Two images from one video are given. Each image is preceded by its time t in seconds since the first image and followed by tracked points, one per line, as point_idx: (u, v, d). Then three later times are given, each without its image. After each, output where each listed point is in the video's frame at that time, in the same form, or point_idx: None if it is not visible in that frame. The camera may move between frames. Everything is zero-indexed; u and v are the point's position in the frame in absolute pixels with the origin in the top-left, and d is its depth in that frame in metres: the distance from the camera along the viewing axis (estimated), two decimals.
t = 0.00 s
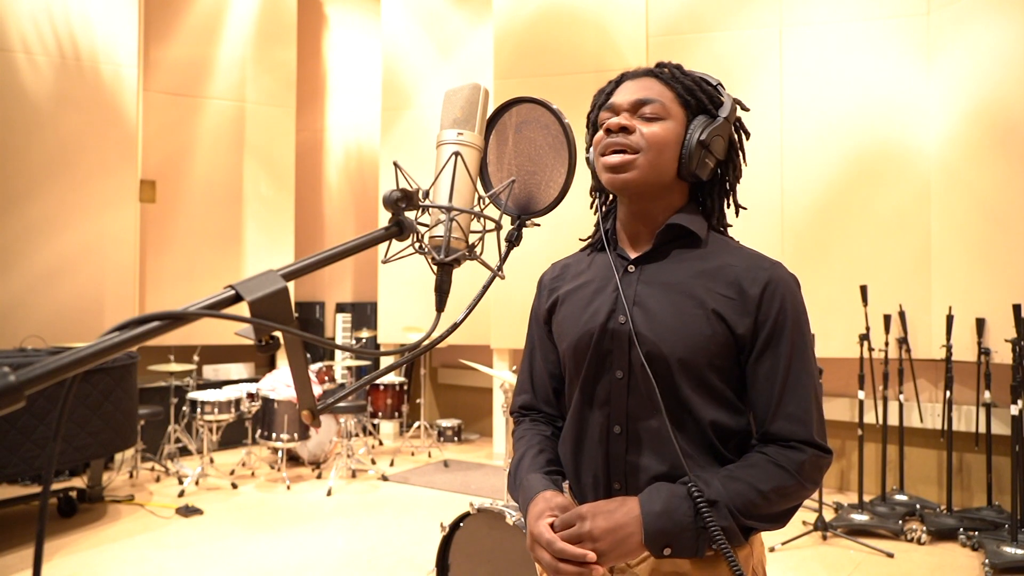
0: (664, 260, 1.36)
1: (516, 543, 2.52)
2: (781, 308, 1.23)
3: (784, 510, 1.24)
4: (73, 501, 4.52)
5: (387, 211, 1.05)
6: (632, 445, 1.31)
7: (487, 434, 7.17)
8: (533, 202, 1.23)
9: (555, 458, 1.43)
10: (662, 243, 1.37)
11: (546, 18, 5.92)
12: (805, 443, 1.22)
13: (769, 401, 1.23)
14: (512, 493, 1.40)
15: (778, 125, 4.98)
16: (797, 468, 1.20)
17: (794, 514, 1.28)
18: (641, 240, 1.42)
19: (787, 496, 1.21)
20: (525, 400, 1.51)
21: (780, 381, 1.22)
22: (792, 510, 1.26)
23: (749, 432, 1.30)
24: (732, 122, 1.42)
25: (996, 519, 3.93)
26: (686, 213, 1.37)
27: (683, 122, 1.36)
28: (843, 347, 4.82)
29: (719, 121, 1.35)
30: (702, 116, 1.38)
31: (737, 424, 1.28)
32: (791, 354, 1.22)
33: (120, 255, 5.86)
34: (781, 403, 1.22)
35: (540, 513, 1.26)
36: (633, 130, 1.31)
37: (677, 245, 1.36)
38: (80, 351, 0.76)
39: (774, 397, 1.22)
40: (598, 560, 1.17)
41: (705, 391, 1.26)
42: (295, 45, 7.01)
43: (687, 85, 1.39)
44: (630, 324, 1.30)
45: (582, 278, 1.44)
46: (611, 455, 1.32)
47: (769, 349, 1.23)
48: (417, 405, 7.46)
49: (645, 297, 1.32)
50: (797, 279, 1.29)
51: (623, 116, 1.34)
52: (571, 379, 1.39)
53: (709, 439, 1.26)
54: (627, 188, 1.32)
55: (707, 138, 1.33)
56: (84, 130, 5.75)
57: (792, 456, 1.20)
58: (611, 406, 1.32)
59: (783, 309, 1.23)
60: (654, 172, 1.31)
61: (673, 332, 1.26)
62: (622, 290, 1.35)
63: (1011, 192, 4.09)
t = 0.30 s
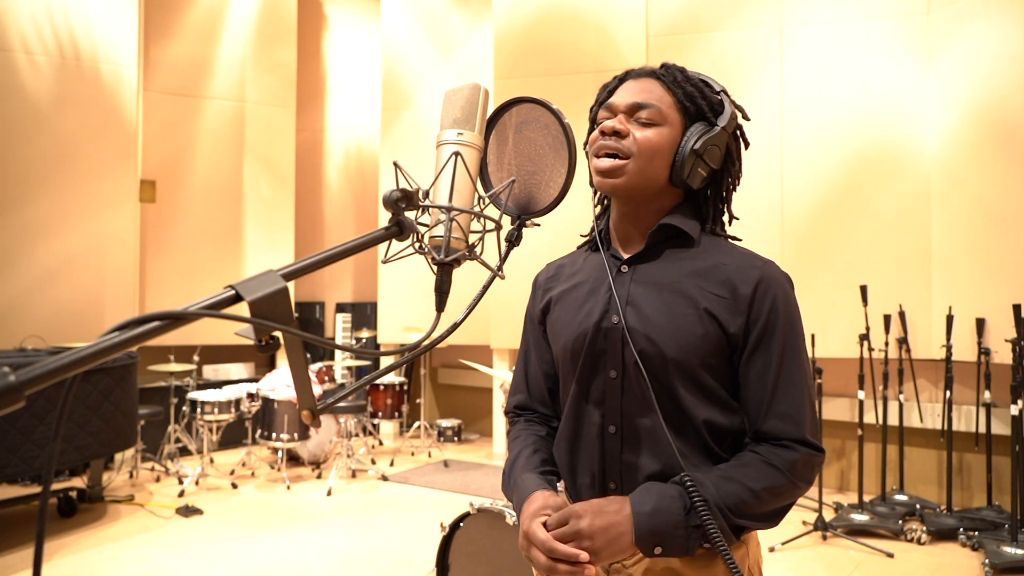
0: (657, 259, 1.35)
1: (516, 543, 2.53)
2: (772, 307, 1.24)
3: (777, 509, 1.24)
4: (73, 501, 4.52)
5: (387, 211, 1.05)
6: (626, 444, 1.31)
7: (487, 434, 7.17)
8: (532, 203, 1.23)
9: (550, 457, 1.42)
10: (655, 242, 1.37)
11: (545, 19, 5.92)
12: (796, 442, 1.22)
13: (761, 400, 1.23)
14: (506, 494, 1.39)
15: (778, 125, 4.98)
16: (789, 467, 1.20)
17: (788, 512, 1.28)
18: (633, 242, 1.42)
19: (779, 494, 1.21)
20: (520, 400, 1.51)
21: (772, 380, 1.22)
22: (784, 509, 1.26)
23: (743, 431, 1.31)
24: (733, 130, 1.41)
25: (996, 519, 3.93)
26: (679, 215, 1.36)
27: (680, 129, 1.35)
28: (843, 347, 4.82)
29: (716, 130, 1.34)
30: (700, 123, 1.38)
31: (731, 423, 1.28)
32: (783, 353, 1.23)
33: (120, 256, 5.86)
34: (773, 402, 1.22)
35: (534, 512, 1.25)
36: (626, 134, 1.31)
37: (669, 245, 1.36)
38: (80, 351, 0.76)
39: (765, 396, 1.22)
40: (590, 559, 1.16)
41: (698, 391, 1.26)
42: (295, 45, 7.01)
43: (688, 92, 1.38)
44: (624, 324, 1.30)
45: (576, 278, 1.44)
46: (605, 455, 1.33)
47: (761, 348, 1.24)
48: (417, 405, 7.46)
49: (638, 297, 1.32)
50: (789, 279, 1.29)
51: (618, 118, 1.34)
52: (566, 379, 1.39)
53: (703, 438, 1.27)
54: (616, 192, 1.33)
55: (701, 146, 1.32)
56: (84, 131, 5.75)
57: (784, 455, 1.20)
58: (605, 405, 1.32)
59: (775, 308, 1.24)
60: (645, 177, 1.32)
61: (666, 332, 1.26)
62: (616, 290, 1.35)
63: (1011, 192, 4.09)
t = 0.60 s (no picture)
0: (655, 259, 1.35)
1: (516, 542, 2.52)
2: (768, 305, 1.24)
3: (771, 506, 1.24)
4: (73, 501, 4.52)
5: (387, 211, 1.05)
6: (623, 442, 1.31)
7: (487, 434, 7.17)
8: (533, 203, 1.23)
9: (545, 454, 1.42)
10: (654, 242, 1.37)
11: (545, 19, 5.92)
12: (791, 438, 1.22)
13: (756, 397, 1.23)
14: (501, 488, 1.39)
15: (778, 125, 4.98)
16: (783, 463, 1.20)
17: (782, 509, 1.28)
18: (631, 241, 1.42)
19: (774, 491, 1.20)
20: (516, 398, 1.51)
21: (766, 377, 1.22)
22: (779, 506, 1.26)
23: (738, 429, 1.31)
24: (734, 138, 1.43)
25: (996, 519, 3.93)
26: (680, 217, 1.37)
27: (685, 135, 1.36)
28: (843, 348, 4.81)
29: (721, 138, 1.35)
30: (704, 130, 1.39)
31: (728, 421, 1.28)
32: (779, 350, 1.23)
33: (120, 256, 5.86)
34: (768, 399, 1.22)
35: (529, 501, 1.25)
36: (634, 137, 1.31)
37: (667, 245, 1.37)
38: (80, 351, 0.76)
39: (760, 393, 1.23)
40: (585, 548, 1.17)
41: (694, 389, 1.26)
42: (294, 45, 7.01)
43: (695, 98, 1.39)
44: (621, 323, 1.30)
45: (574, 277, 1.44)
46: (601, 453, 1.33)
47: (756, 345, 1.24)
48: (417, 405, 7.46)
49: (636, 296, 1.32)
50: (785, 277, 1.29)
51: (626, 121, 1.33)
52: (563, 378, 1.39)
53: (699, 436, 1.27)
54: (620, 195, 1.33)
55: (706, 154, 1.33)
56: (84, 131, 5.75)
57: (778, 450, 1.20)
58: (602, 404, 1.32)
59: (770, 305, 1.24)
60: (649, 182, 1.32)
61: (663, 330, 1.26)
62: (613, 288, 1.36)
63: (1011, 192, 4.09)
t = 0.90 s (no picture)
0: (656, 259, 1.35)
1: (516, 543, 2.52)
2: (770, 304, 1.24)
3: (773, 504, 1.24)
4: (73, 501, 4.52)
5: (387, 211, 1.05)
6: (626, 442, 1.31)
7: (487, 434, 7.17)
8: (532, 203, 1.23)
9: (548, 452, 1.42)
10: (654, 243, 1.37)
11: (545, 19, 5.92)
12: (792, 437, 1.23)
13: (758, 396, 1.23)
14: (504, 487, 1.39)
15: (778, 125, 4.98)
16: (785, 461, 1.20)
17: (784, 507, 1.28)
18: (633, 242, 1.42)
19: (776, 489, 1.20)
20: (517, 396, 1.51)
21: (768, 377, 1.22)
22: (781, 503, 1.26)
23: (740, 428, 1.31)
24: (736, 139, 1.42)
25: (996, 519, 3.93)
26: (682, 217, 1.37)
27: (687, 136, 1.36)
28: (843, 348, 4.81)
29: (722, 139, 1.35)
30: (706, 132, 1.39)
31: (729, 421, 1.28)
32: (780, 349, 1.23)
33: (119, 255, 5.86)
34: (769, 399, 1.22)
35: (532, 501, 1.25)
36: (636, 138, 1.31)
37: (669, 245, 1.36)
38: (80, 351, 0.76)
39: (762, 393, 1.23)
40: (588, 548, 1.17)
41: (696, 388, 1.26)
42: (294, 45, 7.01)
43: (697, 99, 1.39)
44: (623, 323, 1.30)
45: (575, 277, 1.44)
46: (603, 453, 1.32)
47: (758, 345, 1.24)
48: (417, 405, 7.46)
49: (638, 296, 1.32)
50: (787, 277, 1.29)
51: (628, 122, 1.33)
52: (565, 378, 1.39)
53: (701, 436, 1.27)
54: (621, 196, 1.33)
55: (707, 155, 1.33)
56: (84, 131, 5.75)
57: (780, 449, 1.20)
58: (604, 404, 1.32)
59: (772, 306, 1.24)
60: (650, 183, 1.32)
61: (665, 330, 1.26)
62: (615, 289, 1.36)
63: (1011, 192, 4.09)
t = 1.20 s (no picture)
0: (659, 260, 1.35)
1: (516, 543, 2.52)
2: (771, 306, 1.24)
3: (774, 503, 1.24)
4: (73, 501, 4.52)
5: (387, 211, 1.05)
6: (628, 441, 1.30)
7: (487, 434, 7.17)
8: (533, 203, 1.23)
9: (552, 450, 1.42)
10: (655, 244, 1.37)
11: (545, 19, 5.92)
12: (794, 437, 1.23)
13: (759, 397, 1.23)
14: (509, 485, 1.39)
15: (778, 125, 4.98)
16: (786, 461, 1.20)
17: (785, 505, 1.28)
18: (635, 242, 1.42)
19: (777, 488, 1.21)
20: (522, 395, 1.51)
21: (770, 377, 1.22)
22: (782, 503, 1.26)
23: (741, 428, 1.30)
24: (740, 143, 1.42)
25: (996, 519, 3.93)
26: (683, 218, 1.37)
27: (691, 138, 1.36)
28: (843, 348, 4.81)
29: (726, 142, 1.35)
30: (710, 134, 1.39)
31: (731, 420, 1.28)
32: (781, 350, 1.23)
33: (120, 255, 5.86)
34: (771, 399, 1.22)
35: (537, 499, 1.25)
36: (639, 138, 1.31)
37: (670, 246, 1.36)
38: (80, 351, 0.76)
39: (763, 393, 1.23)
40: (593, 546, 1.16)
41: (698, 389, 1.26)
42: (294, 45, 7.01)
43: (702, 101, 1.39)
44: (626, 324, 1.31)
45: (579, 277, 1.44)
46: (605, 452, 1.32)
47: (759, 346, 1.24)
48: (417, 406, 7.46)
49: (641, 296, 1.32)
50: (788, 278, 1.29)
51: (632, 121, 1.33)
52: (568, 378, 1.39)
53: (703, 435, 1.27)
54: (623, 195, 1.33)
55: (710, 157, 1.33)
56: (84, 131, 5.75)
57: (781, 449, 1.20)
58: (606, 404, 1.32)
59: (774, 307, 1.24)
60: (652, 183, 1.32)
61: (667, 331, 1.27)
62: (618, 289, 1.36)
63: (1011, 192, 4.09)
